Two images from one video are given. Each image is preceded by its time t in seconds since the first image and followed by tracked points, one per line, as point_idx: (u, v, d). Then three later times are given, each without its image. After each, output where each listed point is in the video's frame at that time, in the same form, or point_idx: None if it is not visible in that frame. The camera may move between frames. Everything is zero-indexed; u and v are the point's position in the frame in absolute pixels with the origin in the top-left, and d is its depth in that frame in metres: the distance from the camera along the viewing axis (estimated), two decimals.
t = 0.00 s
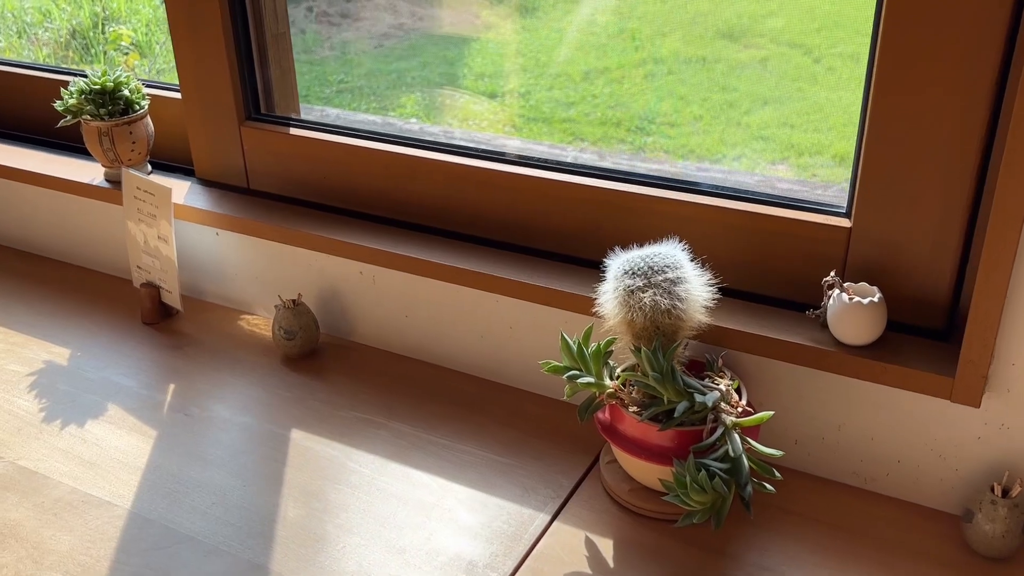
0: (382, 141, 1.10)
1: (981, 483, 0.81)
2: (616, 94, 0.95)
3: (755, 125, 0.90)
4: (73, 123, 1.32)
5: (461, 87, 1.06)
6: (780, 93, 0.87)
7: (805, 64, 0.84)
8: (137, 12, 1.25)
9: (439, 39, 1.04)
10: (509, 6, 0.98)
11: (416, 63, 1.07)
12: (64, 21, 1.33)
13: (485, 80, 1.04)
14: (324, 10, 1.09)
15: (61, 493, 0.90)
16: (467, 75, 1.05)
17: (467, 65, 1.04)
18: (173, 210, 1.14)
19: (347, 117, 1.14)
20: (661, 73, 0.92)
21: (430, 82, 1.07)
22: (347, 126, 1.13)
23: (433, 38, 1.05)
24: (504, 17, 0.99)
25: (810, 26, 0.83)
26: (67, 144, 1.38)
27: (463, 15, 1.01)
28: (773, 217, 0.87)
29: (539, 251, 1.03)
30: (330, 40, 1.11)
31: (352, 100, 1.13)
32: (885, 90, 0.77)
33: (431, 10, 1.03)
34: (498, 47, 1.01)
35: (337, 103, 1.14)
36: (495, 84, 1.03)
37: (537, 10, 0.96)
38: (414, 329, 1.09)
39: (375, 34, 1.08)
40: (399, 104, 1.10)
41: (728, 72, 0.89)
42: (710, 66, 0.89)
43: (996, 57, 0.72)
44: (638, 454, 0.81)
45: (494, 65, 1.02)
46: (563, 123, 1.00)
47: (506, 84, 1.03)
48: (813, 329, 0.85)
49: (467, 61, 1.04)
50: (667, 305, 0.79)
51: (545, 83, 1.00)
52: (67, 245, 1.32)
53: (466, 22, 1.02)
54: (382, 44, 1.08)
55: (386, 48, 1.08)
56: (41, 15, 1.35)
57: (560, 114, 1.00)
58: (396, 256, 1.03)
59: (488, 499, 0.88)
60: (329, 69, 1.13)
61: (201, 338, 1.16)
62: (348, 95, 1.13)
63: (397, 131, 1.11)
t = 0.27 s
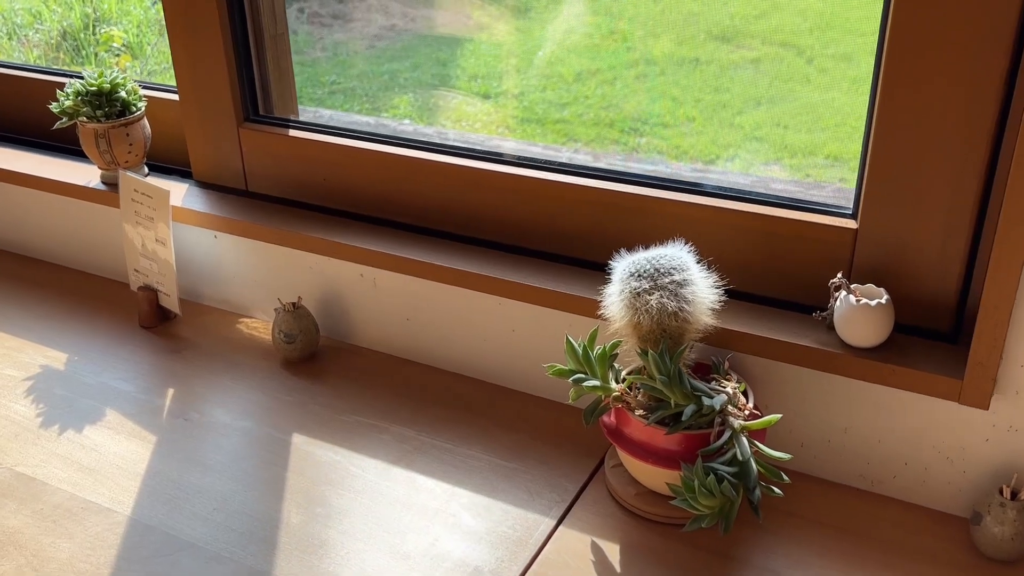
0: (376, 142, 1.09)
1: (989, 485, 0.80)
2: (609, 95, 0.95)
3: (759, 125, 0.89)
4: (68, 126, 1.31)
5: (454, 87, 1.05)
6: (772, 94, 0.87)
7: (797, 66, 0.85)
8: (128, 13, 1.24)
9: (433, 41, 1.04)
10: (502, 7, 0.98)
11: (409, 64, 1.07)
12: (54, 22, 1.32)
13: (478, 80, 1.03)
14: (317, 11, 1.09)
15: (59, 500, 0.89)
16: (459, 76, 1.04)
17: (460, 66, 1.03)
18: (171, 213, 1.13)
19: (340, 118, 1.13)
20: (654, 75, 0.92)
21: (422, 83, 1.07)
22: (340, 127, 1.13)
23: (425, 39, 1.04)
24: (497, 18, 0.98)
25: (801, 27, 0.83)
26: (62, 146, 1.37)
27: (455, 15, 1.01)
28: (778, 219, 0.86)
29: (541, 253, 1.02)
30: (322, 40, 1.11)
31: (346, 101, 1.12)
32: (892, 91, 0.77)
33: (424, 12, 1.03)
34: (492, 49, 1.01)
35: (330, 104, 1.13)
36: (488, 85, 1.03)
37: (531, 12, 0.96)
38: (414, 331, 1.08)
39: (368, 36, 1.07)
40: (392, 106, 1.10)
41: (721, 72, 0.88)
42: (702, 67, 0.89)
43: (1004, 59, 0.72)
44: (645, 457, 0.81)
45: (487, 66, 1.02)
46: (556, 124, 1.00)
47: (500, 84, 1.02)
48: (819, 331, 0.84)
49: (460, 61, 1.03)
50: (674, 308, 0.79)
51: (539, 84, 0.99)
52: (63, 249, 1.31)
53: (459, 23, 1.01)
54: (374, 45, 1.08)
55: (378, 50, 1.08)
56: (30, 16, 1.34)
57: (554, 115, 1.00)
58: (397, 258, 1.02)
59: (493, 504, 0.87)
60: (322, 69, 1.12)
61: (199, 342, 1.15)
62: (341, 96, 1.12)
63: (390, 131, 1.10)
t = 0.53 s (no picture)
0: (369, 144, 1.09)
1: (995, 488, 0.80)
2: (601, 97, 0.95)
3: (761, 128, 0.88)
4: (62, 129, 1.30)
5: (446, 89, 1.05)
6: (766, 95, 0.87)
7: (788, 67, 0.84)
8: (118, 15, 1.24)
9: (424, 43, 1.03)
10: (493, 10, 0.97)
11: (402, 66, 1.06)
12: (44, 24, 1.31)
13: (470, 82, 1.03)
14: (309, 14, 1.08)
15: (57, 509, 0.88)
16: (451, 78, 1.04)
17: (453, 68, 1.03)
18: (168, 217, 1.12)
19: (333, 120, 1.13)
20: (646, 76, 0.91)
21: (414, 85, 1.06)
22: (333, 129, 1.12)
23: (416, 41, 1.04)
24: (488, 20, 0.98)
25: (794, 28, 0.83)
26: (56, 149, 1.36)
27: (447, 17, 1.00)
28: (782, 222, 0.86)
29: (542, 256, 1.02)
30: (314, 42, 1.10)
31: (339, 103, 1.12)
32: (896, 94, 0.77)
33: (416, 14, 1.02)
34: (484, 50, 1.00)
35: (322, 106, 1.13)
36: (481, 87, 1.02)
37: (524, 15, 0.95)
38: (415, 336, 1.07)
39: (360, 38, 1.07)
40: (385, 107, 1.09)
41: (712, 73, 0.88)
42: (696, 68, 0.89)
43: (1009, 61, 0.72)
44: (649, 463, 0.80)
45: (480, 68, 1.01)
46: (549, 126, 1.00)
47: (492, 86, 1.02)
48: (823, 335, 0.84)
49: (452, 63, 1.03)
50: (679, 313, 0.78)
51: (531, 87, 0.99)
52: (58, 254, 1.30)
53: (450, 25, 1.01)
54: (366, 47, 1.07)
55: (371, 52, 1.07)
56: (20, 18, 1.33)
57: (547, 116, 0.99)
58: (397, 263, 1.02)
59: (496, 510, 0.86)
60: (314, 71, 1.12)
61: (197, 347, 1.14)
62: (334, 98, 1.12)
63: (384, 133, 1.10)
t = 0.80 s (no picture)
0: (363, 147, 1.09)
1: (996, 493, 0.80)
2: (595, 99, 0.95)
3: (760, 132, 0.88)
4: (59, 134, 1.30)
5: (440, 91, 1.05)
6: (762, 98, 0.87)
7: (782, 67, 0.85)
8: (111, 17, 1.23)
9: (417, 45, 1.03)
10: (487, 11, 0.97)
11: (396, 68, 1.06)
12: (37, 26, 1.31)
13: (465, 85, 1.03)
14: (303, 16, 1.08)
15: (56, 516, 0.87)
16: (445, 80, 1.04)
17: (447, 70, 1.03)
18: (166, 222, 1.11)
19: (327, 123, 1.12)
20: (641, 77, 0.91)
21: (408, 88, 1.06)
22: (328, 132, 1.12)
23: (410, 44, 1.04)
24: (483, 21, 0.98)
25: (789, 30, 0.83)
26: (53, 154, 1.35)
27: (441, 20, 1.00)
28: (782, 227, 0.86)
29: (542, 261, 1.02)
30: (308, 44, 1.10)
31: (333, 105, 1.12)
32: (897, 99, 0.77)
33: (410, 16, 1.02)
34: (478, 52, 1.00)
35: (316, 108, 1.13)
36: (475, 89, 1.02)
37: (520, 18, 0.95)
38: (414, 341, 1.07)
39: (354, 39, 1.07)
40: (380, 110, 1.09)
41: (706, 75, 0.88)
42: (690, 70, 0.89)
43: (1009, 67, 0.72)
44: (652, 469, 0.80)
45: (474, 70, 1.01)
46: (544, 128, 1.00)
47: (486, 88, 1.02)
48: (824, 340, 0.84)
49: (446, 65, 1.03)
50: (681, 318, 0.78)
51: (525, 89, 0.99)
52: (55, 259, 1.29)
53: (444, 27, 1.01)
54: (359, 49, 1.07)
55: (365, 53, 1.07)
56: (14, 20, 1.33)
57: (541, 118, 0.99)
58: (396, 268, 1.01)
59: (497, 515, 0.86)
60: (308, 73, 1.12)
61: (196, 352, 1.13)
62: (328, 100, 1.12)
63: (378, 136, 1.10)
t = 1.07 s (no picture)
0: (358, 151, 1.09)
1: (991, 498, 0.81)
2: (589, 100, 0.95)
3: (755, 137, 0.89)
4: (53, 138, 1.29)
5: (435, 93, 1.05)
6: (757, 103, 0.87)
7: (776, 71, 0.85)
8: (105, 20, 1.23)
9: (412, 47, 1.03)
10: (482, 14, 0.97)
11: (390, 71, 1.06)
12: (30, 29, 1.31)
13: (460, 87, 1.03)
14: (297, 18, 1.08)
15: (52, 524, 0.87)
16: (440, 82, 1.04)
17: (442, 72, 1.03)
18: (162, 228, 1.11)
19: (321, 125, 1.12)
20: (634, 80, 0.92)
21: (404, 91, 1.07)
22: (323, 136, 1.12)
23: (405, 47, 1.04)
24: (477, 24, 0.98)
25: (784, 36, 0.83)
26: (46, 159, 1.35)
27: (437, 23, 1.01)
28: (778, 234, 0.86)
29: (538, 267, 1.02)
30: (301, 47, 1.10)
31: (326, 108, 1.12)
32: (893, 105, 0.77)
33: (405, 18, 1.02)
34: (472, 55, 1.00)
35: (311, 110, 1.13)
36: (470, 93, 1.03)
37: (515, 21, 0.96)
38: (411, 347, 1.07)
39: (348, 42, 1.07)
40: (376, 113, 1.09)
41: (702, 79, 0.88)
42: (685, 75, 0.89)
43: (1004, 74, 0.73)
44: (649, 475, 0.80)
45: (468, 73, 1.02)
46: (538, 130, 1.00)
47: (481, 91, 1.02)
48: (821, 346, 0.84)
49: (441, 68, 1.03)
50: (678, 325, 0.78)
51: (520, 92, 0.99)
52: (50, 265, 1.29)
53: (439, 29, 1.01)
54: (354, 52, 1.07)
55: (360, 57, 1.07)
56: (6, 22, 1.33)
57: (536, 121, 1.00)
58: (393, 274, 1.01)
59: (495, 522, 0.86)
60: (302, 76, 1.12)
61: (191, 358, 1.13)
62: (322, 103, 1.12)
63: (372, 139, 1.10)
